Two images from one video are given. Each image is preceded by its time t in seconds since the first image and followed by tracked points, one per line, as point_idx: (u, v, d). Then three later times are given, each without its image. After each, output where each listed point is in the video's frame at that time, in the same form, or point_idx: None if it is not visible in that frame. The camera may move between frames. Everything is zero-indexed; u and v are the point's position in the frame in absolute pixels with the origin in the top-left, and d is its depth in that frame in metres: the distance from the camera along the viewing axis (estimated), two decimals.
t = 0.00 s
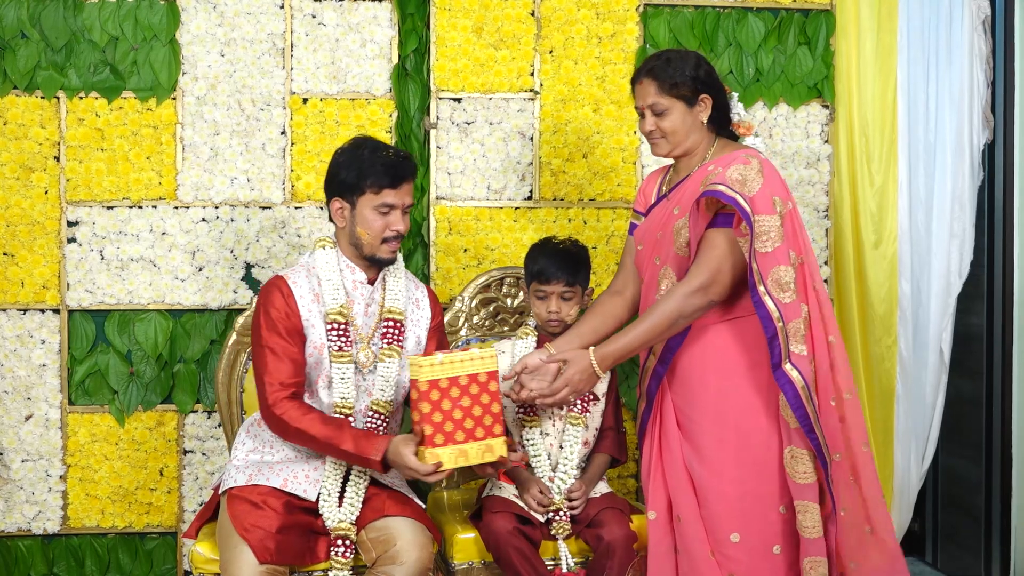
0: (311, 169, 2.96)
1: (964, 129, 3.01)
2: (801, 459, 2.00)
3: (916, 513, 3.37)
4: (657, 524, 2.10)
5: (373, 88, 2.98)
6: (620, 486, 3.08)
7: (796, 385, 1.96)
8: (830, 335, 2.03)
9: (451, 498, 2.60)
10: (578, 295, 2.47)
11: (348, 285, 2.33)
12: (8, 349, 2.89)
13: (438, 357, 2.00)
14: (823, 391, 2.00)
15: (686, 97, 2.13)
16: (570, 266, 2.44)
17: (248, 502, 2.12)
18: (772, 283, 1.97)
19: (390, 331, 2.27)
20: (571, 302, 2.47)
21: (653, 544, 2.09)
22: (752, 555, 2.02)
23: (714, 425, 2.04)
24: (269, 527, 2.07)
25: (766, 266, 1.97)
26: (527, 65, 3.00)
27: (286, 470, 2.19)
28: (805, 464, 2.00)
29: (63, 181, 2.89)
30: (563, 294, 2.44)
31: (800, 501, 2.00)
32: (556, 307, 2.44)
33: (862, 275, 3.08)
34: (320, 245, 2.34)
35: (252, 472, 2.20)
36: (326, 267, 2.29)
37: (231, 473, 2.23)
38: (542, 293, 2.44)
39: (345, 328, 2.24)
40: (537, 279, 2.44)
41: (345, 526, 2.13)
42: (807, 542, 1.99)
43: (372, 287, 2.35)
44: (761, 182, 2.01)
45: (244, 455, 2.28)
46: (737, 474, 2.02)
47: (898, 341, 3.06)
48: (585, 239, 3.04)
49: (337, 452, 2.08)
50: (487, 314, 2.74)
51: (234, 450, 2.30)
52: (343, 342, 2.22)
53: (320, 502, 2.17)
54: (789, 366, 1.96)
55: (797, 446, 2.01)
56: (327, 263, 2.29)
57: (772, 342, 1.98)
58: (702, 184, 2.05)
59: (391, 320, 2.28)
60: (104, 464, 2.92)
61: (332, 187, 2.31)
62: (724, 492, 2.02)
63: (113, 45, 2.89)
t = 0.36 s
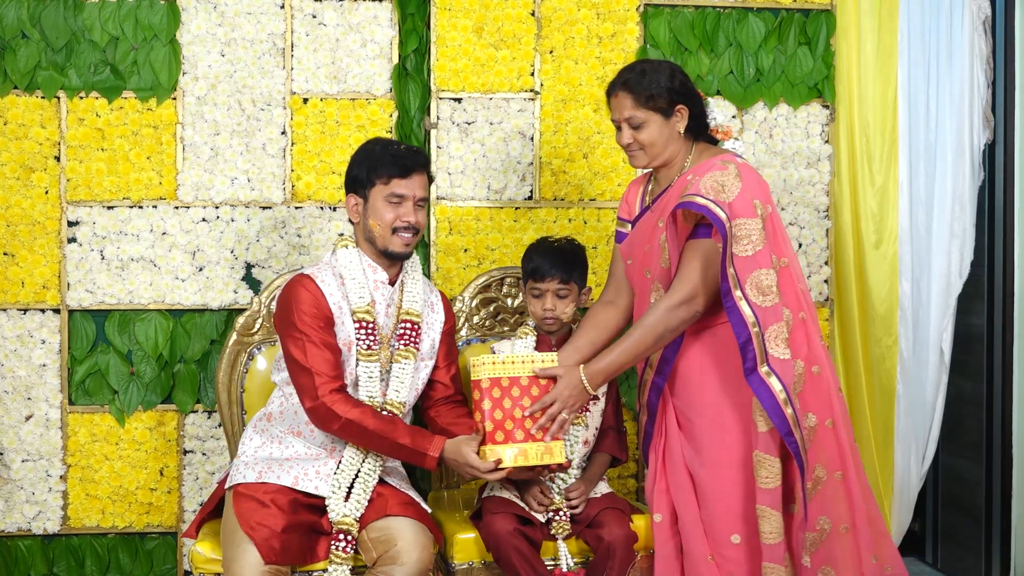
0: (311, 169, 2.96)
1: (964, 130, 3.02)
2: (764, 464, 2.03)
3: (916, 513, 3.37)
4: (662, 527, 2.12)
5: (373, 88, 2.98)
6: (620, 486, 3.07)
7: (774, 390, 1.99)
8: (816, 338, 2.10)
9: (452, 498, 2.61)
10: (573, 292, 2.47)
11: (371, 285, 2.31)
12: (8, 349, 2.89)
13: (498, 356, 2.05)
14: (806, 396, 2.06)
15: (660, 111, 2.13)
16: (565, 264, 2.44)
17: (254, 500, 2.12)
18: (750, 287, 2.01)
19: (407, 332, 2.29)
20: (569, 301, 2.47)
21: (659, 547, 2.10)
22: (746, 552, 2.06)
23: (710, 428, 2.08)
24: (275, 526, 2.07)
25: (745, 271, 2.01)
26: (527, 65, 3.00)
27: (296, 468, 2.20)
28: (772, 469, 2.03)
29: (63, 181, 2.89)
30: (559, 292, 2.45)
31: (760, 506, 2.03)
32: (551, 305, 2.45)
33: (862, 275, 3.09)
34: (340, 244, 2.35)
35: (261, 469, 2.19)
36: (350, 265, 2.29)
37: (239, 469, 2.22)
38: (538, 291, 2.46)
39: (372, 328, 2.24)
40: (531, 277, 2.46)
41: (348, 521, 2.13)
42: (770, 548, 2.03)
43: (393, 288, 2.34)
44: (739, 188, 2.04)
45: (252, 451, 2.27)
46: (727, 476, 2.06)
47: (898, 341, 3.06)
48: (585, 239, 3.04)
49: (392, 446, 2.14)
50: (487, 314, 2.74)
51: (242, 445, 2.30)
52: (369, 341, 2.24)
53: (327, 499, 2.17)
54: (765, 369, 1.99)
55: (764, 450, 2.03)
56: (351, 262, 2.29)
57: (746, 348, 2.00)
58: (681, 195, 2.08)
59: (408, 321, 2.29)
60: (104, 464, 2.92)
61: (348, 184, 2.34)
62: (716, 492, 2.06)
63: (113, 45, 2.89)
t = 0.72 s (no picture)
0: (311, 169, 2.96)
1: (964, 130, 3.02)
2: (732, 462, 2.07)
3: (916, 513, 3.37)
4: (660, 528, 2.12)
5: (373, 88, 2.98)
6: (620, 486, 3.08)
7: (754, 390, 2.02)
8: (807, 339, 2.10)
9: (451, 498, 2.61)
10: (572, 291, 2.47)
11: (377, 283, 2.31)
12: (8, 349, 2.89)
13: (508, 363, 2.08)
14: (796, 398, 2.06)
15: (664, 105, 2.16)
16: (562, 262, 2.45)
17: (257, 500, 2.13)
18: (745, 284, 2.02)
19: (412, 332, 2.29)
20: (568, 299, 2.46)
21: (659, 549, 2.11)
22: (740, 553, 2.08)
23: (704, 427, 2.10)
24: (277, 526, 2.07)
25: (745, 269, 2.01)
26: (527, 65, 3.00)
27: (300, 469, 2.20)
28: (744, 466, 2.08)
29: (63, 181, 2.89)
30: (557, 290, 2.44)
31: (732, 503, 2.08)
32: (551, 303, 2.44)
33: (862, 274, 3.08)
34: (346, 243, 2.34)
35: (264, 468, 2.20)
36: (356, 263, 2.29)
37: (243, 466, 2.23)
38: (535, 289, 2.45)
39: (378, 326, 2.25)
40: (530, 276, 2.45)
41: (348, 517, 2.14)
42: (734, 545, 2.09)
43: (399, 288, 2.34)
44: (734, 186, 2.04)
45: (255, 449, 2.27)
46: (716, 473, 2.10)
47: (898, 341, 3.05)
48: (585, 239, 3.04)
49: (400, 444, 2.14)
50: (487, 314, 2.74)
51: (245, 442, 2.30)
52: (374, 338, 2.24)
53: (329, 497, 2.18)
54: (745, 366, 2.02)
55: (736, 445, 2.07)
56: (357, 260, 2.29)
57: (731, 343, 2.03)
58: (676, 197, 2.07)
59: (413, 321, 2.30)
60: (104, 464, 2.92)
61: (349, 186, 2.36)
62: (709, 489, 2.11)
63: (113, 45, 2.89)
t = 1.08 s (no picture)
0: (311, 169, 2.96)
1: (964, 131, 3.02)
2: (734, 460, 2.07)
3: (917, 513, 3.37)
4: (658, 528, 2.12)
5: (373, 88, 2.98)
6: (620, 486, 3.08)
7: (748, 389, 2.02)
8: (806, 340, 2.08)
9: (451, 498, 2.60)
10: (571, 290, 2.47)
11: (376, 283, 2.31)
12: (8, 349, 2.89)
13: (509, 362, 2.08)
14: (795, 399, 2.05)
15: (677, 99, 2.17)
16: (561, 262, 2.45)
17: (257, 500, 2.12)
18: (745, 281, 2.01)
19: (412, 331, 2.29)
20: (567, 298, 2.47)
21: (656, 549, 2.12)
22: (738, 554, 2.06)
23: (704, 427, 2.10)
24: (277, 527, 2.07)
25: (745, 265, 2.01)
26: (527, 65, 3.00)
27: (301, 468, 2.20)
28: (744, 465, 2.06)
29: (63, 181, 2.89)
30: (556, 289, 2.44)
31: (731, 503, 2.07)
32: (550, 302, 2.44)
33: (862, 273, 3.08)
34: (345, 243, 2.34)
35: (265, 467, 2.20)
36: (356, 263, 2.29)
37: (244, 466, 2.23)
38: (535, 289, 2.45)
39: (378, 326, 2.25)
40: (529, 276, 2.45)
41: (349, 516, 2.14)
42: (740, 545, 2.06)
43: (398, 288, 2.34)
44: (738, 183, 2.04)
45: (256, 448, 2.27)
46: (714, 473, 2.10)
47: (898, 341, 3.05)
48: (585, 239, 3.04)
49: (401, 442, 2.14)
50: (487, 314, 2.74)
51: (246, 442, 2.30)
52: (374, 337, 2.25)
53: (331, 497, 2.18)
54: (741, 363, 2.02)
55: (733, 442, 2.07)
56: (357, 260, 2.29)
57: (728, 339, 2.03)
58: (680, 194, 2.08)
59: (414, 321, 2.30)
60: (104, 464, 2.92)
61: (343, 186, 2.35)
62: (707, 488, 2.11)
63: (113, 45, 2.89)
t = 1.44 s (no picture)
0: (311, 169, 2.96)
1: (964, 131, 3.02)
2: (741, 459, 2.06)
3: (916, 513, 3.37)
4: (653, 526, 2.14)
5: (373, 88, 2.98)
6: (620, 486, 3.08)
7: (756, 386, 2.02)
8: (807, 342, 2.08)
9: (451, 498, 2.60)
10: (570, 288, 2.47)
11: (377, 283, 2.31)
12: (8, 349, 2.89)
13: (508, 360, 2.08)
14: (795, 401, 2.05)
15: (692, 94, 2.17)
16: (559, 260, 2.45)
17: (258, 500, 2.12)
18: (756, 280, 2.02)
19: (413, 331, 2.29)
20: (565, 296, 2.47)
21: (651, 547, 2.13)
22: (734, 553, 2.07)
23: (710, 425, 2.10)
24: (277, 527, 2.07)
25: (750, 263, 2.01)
26: (527, 65, 3.00)
27: (302, 468, 2.20)
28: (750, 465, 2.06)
29: (63, 181, 2.89)
30: (556, 287, 2.45)
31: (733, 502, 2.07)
32: (549, 301, 2.45)
33: (862, 273, 3.08)
34: (346, 242, 2.34)
35: (265, 467, 2.20)
36: (355, 262, 2.29)
37: (244, 466, 2.23)
38: (534, 287, 2.45)
39: (378, 325, 2.25)
40: (526, 276, 2.46)
41: (349, 515, 2.14)
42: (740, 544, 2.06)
43: (399, 287, 2.34)
44: (751, 182, 2.04)
45: (257, 448, 2.27)
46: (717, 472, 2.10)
47: (898, 341, 3.06)
48: (585, 239, 3.04)
49: (397, 441, 2.14)
50: (487, 314, 2.74)
51: (247, 441, 2.30)
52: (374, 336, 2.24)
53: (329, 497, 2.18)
54: (751, 362, 2.02)
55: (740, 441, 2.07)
56: (357, 259, 2.29)
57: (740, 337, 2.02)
58: (692, 188, 2.08)
59: (415, 320, 2.30)
60: (104, 464, 2.92)
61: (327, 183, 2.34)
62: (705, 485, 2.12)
63: (114, 45, 2.89)
